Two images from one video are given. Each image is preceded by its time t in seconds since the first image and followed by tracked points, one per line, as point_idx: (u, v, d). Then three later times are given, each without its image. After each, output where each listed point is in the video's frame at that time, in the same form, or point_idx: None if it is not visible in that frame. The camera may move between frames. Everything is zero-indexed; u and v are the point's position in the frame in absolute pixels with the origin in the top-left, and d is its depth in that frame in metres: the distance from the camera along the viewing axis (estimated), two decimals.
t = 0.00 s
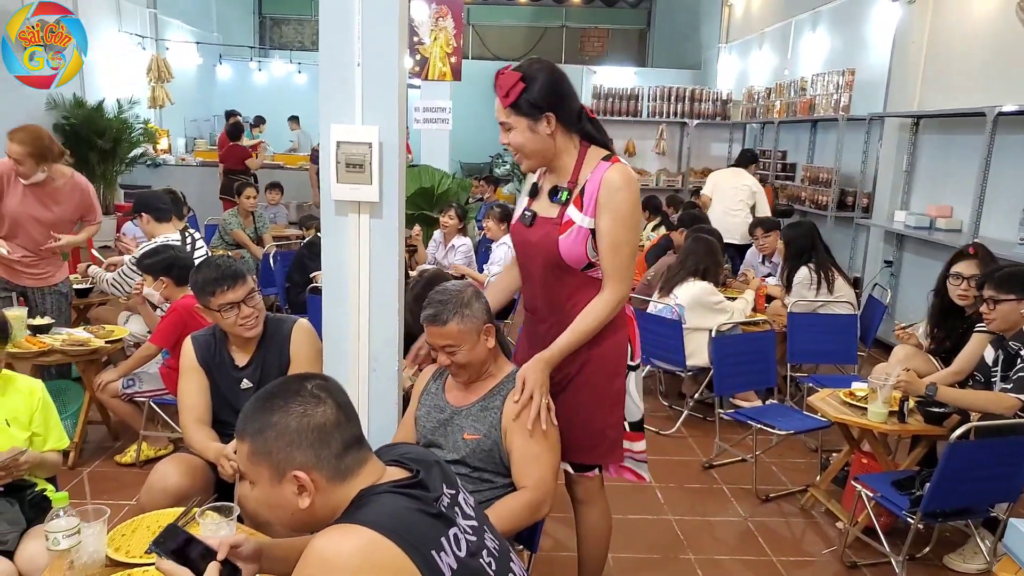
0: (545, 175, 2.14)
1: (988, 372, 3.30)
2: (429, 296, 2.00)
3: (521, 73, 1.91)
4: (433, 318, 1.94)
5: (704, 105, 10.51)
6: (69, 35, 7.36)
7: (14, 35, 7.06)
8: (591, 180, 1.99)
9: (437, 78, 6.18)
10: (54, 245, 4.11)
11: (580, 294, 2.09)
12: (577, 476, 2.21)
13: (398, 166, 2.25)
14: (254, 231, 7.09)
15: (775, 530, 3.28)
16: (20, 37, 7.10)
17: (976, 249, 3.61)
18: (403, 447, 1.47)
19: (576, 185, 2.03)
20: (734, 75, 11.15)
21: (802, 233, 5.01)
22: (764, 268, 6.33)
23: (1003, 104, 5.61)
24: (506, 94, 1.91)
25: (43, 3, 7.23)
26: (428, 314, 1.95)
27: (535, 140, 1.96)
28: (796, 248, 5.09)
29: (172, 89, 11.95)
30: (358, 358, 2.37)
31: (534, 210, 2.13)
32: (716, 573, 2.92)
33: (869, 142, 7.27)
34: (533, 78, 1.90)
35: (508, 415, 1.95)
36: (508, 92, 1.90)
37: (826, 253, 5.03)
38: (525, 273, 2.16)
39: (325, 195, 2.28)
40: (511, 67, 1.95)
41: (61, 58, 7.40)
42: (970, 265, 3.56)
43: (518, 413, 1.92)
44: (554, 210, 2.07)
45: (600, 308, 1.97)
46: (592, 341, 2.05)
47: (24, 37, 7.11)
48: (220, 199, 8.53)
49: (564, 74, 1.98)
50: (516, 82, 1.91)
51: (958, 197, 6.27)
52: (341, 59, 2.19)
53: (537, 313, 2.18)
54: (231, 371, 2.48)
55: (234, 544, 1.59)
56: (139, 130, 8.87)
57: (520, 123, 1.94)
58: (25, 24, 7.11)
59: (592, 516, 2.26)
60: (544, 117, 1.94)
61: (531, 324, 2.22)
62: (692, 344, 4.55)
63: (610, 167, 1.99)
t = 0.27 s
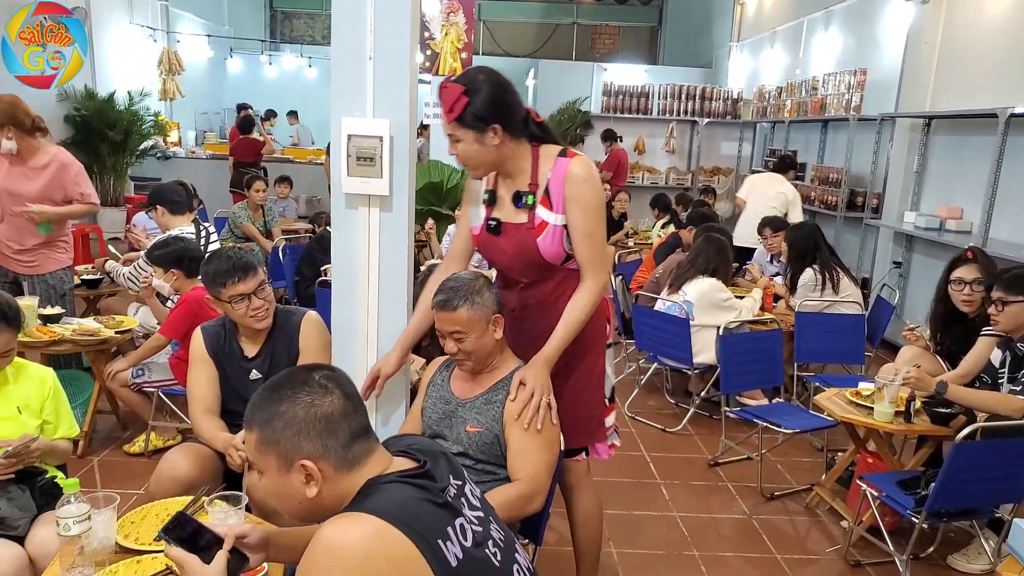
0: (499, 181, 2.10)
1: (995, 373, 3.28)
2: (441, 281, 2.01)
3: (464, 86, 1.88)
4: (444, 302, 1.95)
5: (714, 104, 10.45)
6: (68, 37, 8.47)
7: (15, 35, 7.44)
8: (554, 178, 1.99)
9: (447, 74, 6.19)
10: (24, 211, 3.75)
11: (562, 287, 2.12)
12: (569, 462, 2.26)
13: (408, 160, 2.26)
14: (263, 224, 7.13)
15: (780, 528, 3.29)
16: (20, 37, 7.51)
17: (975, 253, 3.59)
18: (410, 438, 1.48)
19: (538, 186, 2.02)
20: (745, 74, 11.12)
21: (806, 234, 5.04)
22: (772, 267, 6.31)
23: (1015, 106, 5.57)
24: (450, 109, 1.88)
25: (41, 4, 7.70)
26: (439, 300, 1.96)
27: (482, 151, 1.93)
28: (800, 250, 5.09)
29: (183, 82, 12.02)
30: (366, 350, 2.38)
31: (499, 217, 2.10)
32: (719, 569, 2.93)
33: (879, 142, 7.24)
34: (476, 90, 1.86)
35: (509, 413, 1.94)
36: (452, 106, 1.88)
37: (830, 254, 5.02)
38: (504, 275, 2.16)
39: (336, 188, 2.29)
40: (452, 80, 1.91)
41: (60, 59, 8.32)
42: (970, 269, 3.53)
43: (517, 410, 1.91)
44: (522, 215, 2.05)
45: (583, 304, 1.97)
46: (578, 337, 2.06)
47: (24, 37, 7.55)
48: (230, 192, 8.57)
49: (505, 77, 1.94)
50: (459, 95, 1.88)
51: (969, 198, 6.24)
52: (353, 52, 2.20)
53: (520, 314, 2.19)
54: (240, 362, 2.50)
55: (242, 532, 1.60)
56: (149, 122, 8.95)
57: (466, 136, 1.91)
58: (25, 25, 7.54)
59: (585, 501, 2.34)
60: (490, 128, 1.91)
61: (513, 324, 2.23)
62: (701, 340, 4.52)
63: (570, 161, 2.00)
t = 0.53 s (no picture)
0: (468, 189, 2.10)
1: (1007, 371, 3.28)
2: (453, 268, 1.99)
3: (418, 102, 1.81)
4: (455, 289, 1.94)
5: (725, 95, 10.47)
6: (69, 36, 7.20)
7: (15, 35, 6.66)
8: (527, 178, 2.01)
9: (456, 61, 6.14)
10: None
11: (551, 276, 2.17)
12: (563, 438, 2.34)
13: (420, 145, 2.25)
14: (271, 209, 7.13)
15: (785, 520, 3.29)
16: (20, 37, 6.72)
17: (983, 249, 3.55)
18: (421, 420, 1.48)
19: (511, 189, 2.03)
20: (757, 65, 11.04)
21: (814, 228, 5.02)
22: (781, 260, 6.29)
23: None
24: (406, 127, 1.81)
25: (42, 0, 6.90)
26: (452, 286, 1.95)
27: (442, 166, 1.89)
28: (807, 244, 5.07)
29: (191, 66, 11.97)
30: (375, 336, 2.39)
31: (475, 226, 2.15)
32: (724, 561, 2.94)
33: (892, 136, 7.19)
34: (431, 106, 1.81)
35: (508, 404, 1.91)
36: (408, 125, 1.81)
37: (838, 249, 4.99)
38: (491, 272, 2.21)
39: (346, 172, 2.28)
40: (405, 95, 1.84)
41: (60, 57, 7.21)
42: (979, 265, 3.51)
43: (518, 402, 1.88)
44: (501, 220, 2.09)
45: (580, 292, 2.00)
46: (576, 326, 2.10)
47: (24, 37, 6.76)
48: (239, 177, 8.56)
49: (457, 84, 1.89)
50: (414, 113, 1.80)
51: (983, 195, 6.19)
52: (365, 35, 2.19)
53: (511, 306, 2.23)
54: (249, 346, 2.51)
55: (251, 512, 1.61)
56: (158, 106, 8.92)
57: (426, 152, 1.86)
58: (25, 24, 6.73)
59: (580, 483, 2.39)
60: (449, 142, 1.86)
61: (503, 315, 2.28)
62: (707, 331, 4.53)
63: (539, 157, 2.01)
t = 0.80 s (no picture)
0: (493, 178, 2.05)
1: None
2: (499, 251, 1.96)
3: (436, 97, 1.78)
4: (501, 274, 1.91)
5: (769, 78, 10.24)
6: (68, 37, 7.24)
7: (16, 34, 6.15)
8: (552, 164, 1.96)
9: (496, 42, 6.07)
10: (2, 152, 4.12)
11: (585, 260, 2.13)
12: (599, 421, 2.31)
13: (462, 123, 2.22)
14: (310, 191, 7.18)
15: (828, 512, 3.21)
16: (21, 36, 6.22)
17: None
18: (463, 401, 1.45)
19: (537, 177, 1.98)
20: (803, 46, 10.74)
21: (861, 214, 4.89)
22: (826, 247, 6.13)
23: None
24: (426, 123, 1.80)
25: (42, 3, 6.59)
26: (496, 270, 1.93)
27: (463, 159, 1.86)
28: (854, 231, 4.92)
29: (233, 47, 12.09)
30: (413, 318, 2.37)
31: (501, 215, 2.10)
32: (764, 550, 2.89)
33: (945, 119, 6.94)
34: (450, 102, 1.78)
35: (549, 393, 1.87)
36: (427, 121, 1.79)
37: (886, 236, 4.83)
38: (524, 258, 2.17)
39: (387, 151, 2.26)
40: (425, 89, 1.82)
41: (60, 59, 7.13)
42: None
43: (559, 391, 1.84)
44: (527, 209, 2.04)
45: (618, 277, 1.97)
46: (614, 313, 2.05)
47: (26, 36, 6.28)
48: (278, 159, 8.64)
49: (477, 73, 1.84)
50: (432, 109, 1.78)
51: None
52: (409, 11, 2.15)
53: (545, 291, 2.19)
54: (289, 325, 2.52)
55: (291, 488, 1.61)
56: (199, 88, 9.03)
57: (446, 146, 1.84)
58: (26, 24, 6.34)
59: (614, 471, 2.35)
60: (469, 137, 1.83)
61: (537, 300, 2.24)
62: (750, 317, 4.44)
63: (563, 142, 1.95)
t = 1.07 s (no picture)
0: (517, 162, 1.99)
1: None
2: (526, 238, 1.91)
3: (459, 78, 1.72)
4: (528, 262, 1.86)
5: (798, 59, 10.01)
6: (68, 37, 6.90)
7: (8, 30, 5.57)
8: (578, 148, 1.89)
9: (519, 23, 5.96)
10: None
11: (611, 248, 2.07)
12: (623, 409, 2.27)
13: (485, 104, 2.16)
14: (332, 174, 7.16)
15: (858, 504, 3.13)
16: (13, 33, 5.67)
17: None
18: (485, 391, 1.41)
19: (562, 161, 1.92)
20: (834, 26, 10.47)
21: (894, 198, 4.74)
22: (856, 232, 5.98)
23: None
24: (448, 105, 1.74)
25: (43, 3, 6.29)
26: (523, 258, 1.87)
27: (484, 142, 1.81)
28: (887, 214, 4.78)
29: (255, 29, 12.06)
30: (436, 304, 2.33)
31: (524, 198, 2.05)
32: (792, 543, 2.82)
33: (982, 101, 6.71)
34: (474, 84, 1.72)
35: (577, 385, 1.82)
36: (449, 103, 1.73)
37: (920, 221, 4.69)
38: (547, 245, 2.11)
39: (409, 132, 2.21)
40: (448, 69, 1.76)
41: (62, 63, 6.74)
42: None
43: (587, 384, 1.80)
44: (551, 193, 1.99)
45: (649, 265, 1.90)
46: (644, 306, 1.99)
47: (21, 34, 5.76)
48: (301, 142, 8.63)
49: (504, 54, 1.78)
50: (455, 90, 1.72)
51: None
52: None
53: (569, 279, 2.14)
54: (310, 309, 2.49)
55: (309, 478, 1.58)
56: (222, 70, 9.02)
57: (467, 128, 1.79)
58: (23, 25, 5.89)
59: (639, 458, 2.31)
60: (492, 120, 1.77)
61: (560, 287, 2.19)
62: (777, 303, 4.36)
63: (590, 125, 1.88)
